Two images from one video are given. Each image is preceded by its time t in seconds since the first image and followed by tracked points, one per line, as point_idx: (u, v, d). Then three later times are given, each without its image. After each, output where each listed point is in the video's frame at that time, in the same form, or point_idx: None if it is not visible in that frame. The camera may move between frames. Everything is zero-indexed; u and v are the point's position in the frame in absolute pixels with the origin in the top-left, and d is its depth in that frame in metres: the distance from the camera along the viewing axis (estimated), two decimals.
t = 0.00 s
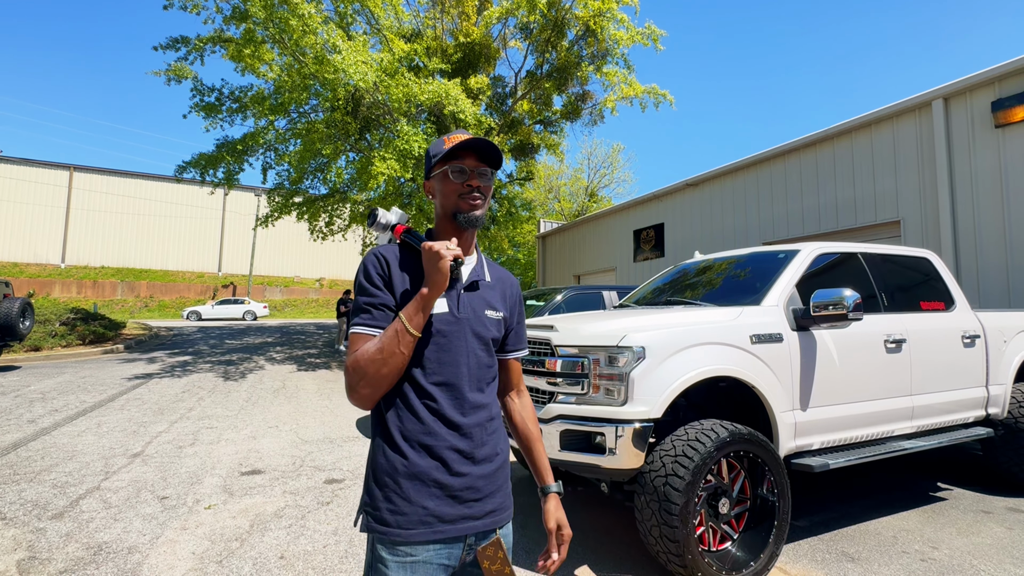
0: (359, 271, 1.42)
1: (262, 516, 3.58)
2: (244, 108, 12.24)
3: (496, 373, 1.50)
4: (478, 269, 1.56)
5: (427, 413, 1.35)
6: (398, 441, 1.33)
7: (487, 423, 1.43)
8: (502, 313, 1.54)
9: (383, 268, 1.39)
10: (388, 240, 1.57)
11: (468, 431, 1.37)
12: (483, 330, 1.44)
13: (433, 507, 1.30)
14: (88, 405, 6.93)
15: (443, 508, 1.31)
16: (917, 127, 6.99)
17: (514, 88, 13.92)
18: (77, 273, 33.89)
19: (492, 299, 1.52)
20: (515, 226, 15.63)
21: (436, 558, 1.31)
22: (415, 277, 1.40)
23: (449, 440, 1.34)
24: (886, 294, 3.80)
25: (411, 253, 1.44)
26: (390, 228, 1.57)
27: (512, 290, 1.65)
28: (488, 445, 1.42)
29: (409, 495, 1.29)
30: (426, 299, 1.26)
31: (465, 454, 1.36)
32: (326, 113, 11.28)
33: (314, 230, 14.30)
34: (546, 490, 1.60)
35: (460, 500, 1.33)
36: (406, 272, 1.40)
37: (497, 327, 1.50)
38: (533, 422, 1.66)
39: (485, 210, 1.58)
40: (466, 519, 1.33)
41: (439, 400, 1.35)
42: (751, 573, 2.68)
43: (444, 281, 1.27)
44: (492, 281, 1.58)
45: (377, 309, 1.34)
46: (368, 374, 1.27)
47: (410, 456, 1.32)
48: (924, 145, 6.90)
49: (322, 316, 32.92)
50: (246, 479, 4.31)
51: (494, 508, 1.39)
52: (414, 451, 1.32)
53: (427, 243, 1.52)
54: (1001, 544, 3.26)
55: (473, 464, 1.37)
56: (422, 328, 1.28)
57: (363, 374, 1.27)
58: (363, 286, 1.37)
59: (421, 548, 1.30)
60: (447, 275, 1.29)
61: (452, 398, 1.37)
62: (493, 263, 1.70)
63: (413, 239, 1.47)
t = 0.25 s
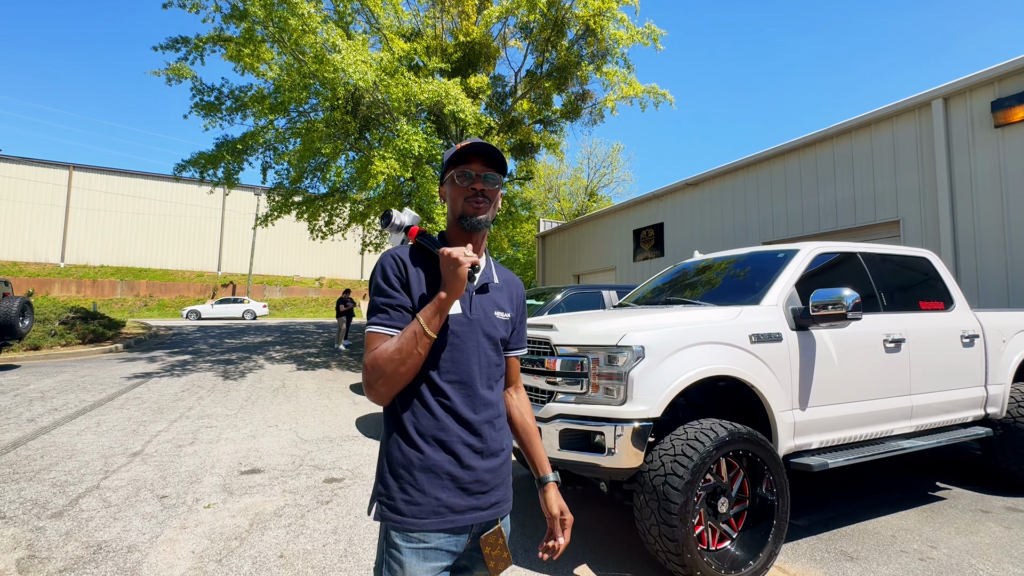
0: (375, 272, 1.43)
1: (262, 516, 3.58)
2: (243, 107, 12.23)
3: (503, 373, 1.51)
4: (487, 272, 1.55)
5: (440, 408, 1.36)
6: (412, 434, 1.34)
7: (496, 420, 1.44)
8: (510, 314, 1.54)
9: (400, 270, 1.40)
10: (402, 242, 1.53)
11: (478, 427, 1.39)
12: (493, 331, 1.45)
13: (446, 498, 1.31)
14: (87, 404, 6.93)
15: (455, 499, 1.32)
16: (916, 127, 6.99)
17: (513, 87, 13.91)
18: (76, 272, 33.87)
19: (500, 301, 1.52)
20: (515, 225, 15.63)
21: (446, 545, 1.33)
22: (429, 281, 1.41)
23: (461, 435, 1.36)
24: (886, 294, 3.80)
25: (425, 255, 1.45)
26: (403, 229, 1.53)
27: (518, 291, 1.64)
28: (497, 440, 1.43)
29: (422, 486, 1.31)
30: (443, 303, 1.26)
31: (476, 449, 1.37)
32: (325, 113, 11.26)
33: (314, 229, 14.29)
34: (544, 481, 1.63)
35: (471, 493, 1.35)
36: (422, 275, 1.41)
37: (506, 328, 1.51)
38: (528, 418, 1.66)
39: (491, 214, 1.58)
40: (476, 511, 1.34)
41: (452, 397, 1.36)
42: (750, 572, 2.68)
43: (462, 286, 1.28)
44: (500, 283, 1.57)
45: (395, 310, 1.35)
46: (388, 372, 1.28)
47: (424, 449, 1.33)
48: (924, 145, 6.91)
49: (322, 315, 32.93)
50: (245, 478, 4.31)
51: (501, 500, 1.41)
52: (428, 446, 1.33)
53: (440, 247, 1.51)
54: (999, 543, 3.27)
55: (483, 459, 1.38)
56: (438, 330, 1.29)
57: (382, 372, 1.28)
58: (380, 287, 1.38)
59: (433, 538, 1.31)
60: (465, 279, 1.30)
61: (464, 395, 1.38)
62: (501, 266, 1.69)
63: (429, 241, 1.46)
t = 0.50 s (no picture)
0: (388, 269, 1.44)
1: (261, 515, 3.58)
2: (243, 106, 12.23)
3: (504, 375, 1.51)
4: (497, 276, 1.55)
5: (438, 403, 1.37)
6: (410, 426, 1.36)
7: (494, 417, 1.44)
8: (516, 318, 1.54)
9: (411, 269, 1.41)
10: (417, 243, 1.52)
11: (475, 423, 1.39)
12: (496, 334, 1.45)
13: (439, 487, 1.33)
14: (87, 403, 6.93)
15: (448, 490, 1.33)
16: (916, 127, 7.00)
17: (513, 87, 13.90)
18: (76, 271, 33.85)
19: (508, 305, 1.52)
20: (515, 224, 15.63)
21: (438, 531, 1.35)
22: (440, 284, 1.41)
23: (457, 430, 1.36)
24: (885, 294, 3.80)
25: (437, 258, 1.45)
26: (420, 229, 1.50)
27: (529, 294, 1.64)
28: (493, 437, 1.43)
29: (417, 474, 1.33)
30: (448, 307, 1.26)
31: (471, 444, 1.38)
32: (325, 112, 11.24)
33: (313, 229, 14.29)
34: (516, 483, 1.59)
35: (464, 485, 1.35)
36: (433, 275, 1.42)
37: (510, 331, 1.50)
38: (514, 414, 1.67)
39: (501, 219, 1.58)
40: (468, 502, 1.35)
41: (450, 394, 1.37)
42: (748, 571, 2.69)
43: (469, 292, 1.28)
44: (511, 287, 1.57)
45: (403, 308, 1.36)
46: (392, 368, 1.31)
47: (420, 441, 1.35)
48: (924, 145, 6.91)
49: (322, 314, 32.94)
50: (245, 477, 4.32)
51: (495, 494, 1.41)
52: (424, 438, 1.35)
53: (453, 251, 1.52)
54: (997, 542, 3.28)
55: (478, 454, 1.39)
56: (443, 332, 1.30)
57: (387, 366, 1.30)
58: (392, 285, 1.39)
59: (425, 524, 1.33)
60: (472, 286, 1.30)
61: (462, 392, 1.38)
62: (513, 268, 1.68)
63: (442, 243, 1.45)
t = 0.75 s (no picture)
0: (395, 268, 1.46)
1: (262, 513, 3.59)
2: (243, 105, 12.23)
3: (508, 374, 1.50)
4: (502, 275, 1.55)
5: (439, 398, 1.38)
6: (412, 420, 1.37)
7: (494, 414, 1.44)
8: (519, 318, 1.53)
9: (415, 268, 1.42)
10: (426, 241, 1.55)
11: (475, 419, 1.39)
12: (498, 333, 1.45)
13: (437, 481, 1.33)
14: (87, 402, 6.94)
15: (446, 484, 1.34)
16: (916, 127, 7.00)
17: (513, 86, 13.89)
18: (76, 270, 33.86)
19: (511, 304, 1.52)
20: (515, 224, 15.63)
21: (436, 524, 1.35)
22: (443, 282, 1.41)
23: (457, 426, 1.37)
24: (885, 294, 3.81)
25: (440, 254, 1.45)
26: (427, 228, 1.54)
27: (533, 295, 1.63)
28: (494, 434, 1.43)
29: (417, 468, 1.34)
30: (444, 304, 1.26)
31: (472, 440, 1.38)
32: (325, 111, 11.23)
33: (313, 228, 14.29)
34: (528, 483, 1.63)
35: (462, 480, 1.35)
36: (437, 273, 1.42)
37: (513, 331, 1.50)
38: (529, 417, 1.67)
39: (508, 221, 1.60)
40: (465, 497, 1.35)
41: (450, 390, 1.38)
42: (747, 570, 2.70)
43: (465, 288, 1.28)
44: (516, 286, 1.57)
45: (405, 305, 1.37)
46: (392, 363, 1.32)
47: (421, 435, 1.36)
48: (924, 144, 6.91)
49: (322, 313, 32.94)
50: (245, 475, 4.32)
51: (495, 491, 1.40)
52: (424, 432, 1.36)
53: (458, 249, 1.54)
54: (996, 542, 3.28)
55: (477, 450, 1.38)
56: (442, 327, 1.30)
57: (387, 361, 1.32)
58: (396, 283, 1.40)
59: (423, 517, 1.34)
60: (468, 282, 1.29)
61: (463, 388, 1.39)
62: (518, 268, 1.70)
63: (446, 243, 1.46)
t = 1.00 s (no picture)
0: (398, 266, 1.45)
1: (262, 511, 3.59)
2: (243, 104, 12.23)
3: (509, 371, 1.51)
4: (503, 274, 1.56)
5: (444, 395, 1.38)
6: (416, 417, 1.37)
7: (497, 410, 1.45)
8: (519, 316, 1.54)
9: (420, 266, 1.42)
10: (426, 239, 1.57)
11: (479, 416, 1.40)
12: (500, 331, 1.46)
13: (443, 478, 1.34)
14: (87, 400, 6.95)
15: (452, 480, 1.34)
16: (916, 126, 7.00)
17: (514, 85, 13.89)
18: (76, 268, 33.87)
19: (512, 303, 1.52)
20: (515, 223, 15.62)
21: (442, 520, 1.35)
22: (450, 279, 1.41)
23: (462, 422, 1.37)
24: (885, 293, 3.81)
25: (444, 254, 1.46)
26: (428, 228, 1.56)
27: (531, 293, 1.64)
28: (497, 430, 1.44)
29: (422, 465, 1.34)
30: (456, 301, 1.27)
31: (476, 436, 1.39)
32: (326, 110, 11.23)
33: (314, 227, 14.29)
34: (555, 474, 1.64)
35: (468, 476, 1.36)
36: (442, 271, 1.43)
37: (514, 329, 1.51)
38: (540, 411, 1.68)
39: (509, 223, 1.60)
40: (471, 493, 1.36)
41: (454, 387, 1.38)
42: (746, 569, 2.70)
43: (476, 287, 1.29)
44: (515, 286, 1.58)
45: (412, 302, 1.36)
46: (400, 360, 1.31)
47: (426, 432, 1.36)
48: (924, 144, 6.91)
49: (322, 312, 32.95)
50: (245, 473, 4.33)
51: (498, 486, 1.42)
52: (429, 429, 1.36)
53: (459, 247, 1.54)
54: (995, 541, 3.29)
55: (481, 446, 1.40)
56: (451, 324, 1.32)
57: (396, 359, 1.31)
58: (401, 281, 1.40)
59: (429, 514, 1.34)
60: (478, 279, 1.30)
61: (467, 385, 1.39)
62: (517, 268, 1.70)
63: (450, 242, 1.48)
